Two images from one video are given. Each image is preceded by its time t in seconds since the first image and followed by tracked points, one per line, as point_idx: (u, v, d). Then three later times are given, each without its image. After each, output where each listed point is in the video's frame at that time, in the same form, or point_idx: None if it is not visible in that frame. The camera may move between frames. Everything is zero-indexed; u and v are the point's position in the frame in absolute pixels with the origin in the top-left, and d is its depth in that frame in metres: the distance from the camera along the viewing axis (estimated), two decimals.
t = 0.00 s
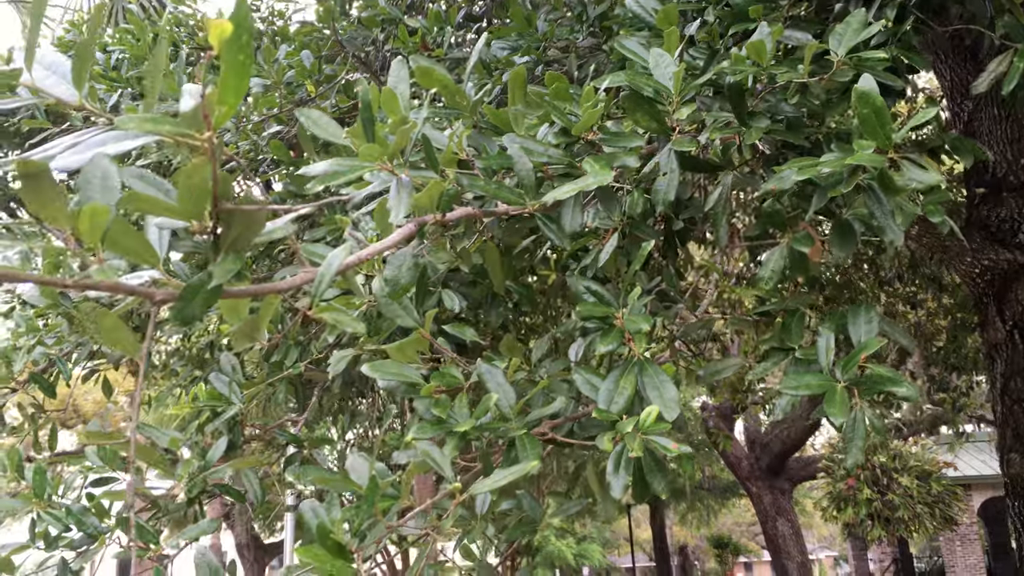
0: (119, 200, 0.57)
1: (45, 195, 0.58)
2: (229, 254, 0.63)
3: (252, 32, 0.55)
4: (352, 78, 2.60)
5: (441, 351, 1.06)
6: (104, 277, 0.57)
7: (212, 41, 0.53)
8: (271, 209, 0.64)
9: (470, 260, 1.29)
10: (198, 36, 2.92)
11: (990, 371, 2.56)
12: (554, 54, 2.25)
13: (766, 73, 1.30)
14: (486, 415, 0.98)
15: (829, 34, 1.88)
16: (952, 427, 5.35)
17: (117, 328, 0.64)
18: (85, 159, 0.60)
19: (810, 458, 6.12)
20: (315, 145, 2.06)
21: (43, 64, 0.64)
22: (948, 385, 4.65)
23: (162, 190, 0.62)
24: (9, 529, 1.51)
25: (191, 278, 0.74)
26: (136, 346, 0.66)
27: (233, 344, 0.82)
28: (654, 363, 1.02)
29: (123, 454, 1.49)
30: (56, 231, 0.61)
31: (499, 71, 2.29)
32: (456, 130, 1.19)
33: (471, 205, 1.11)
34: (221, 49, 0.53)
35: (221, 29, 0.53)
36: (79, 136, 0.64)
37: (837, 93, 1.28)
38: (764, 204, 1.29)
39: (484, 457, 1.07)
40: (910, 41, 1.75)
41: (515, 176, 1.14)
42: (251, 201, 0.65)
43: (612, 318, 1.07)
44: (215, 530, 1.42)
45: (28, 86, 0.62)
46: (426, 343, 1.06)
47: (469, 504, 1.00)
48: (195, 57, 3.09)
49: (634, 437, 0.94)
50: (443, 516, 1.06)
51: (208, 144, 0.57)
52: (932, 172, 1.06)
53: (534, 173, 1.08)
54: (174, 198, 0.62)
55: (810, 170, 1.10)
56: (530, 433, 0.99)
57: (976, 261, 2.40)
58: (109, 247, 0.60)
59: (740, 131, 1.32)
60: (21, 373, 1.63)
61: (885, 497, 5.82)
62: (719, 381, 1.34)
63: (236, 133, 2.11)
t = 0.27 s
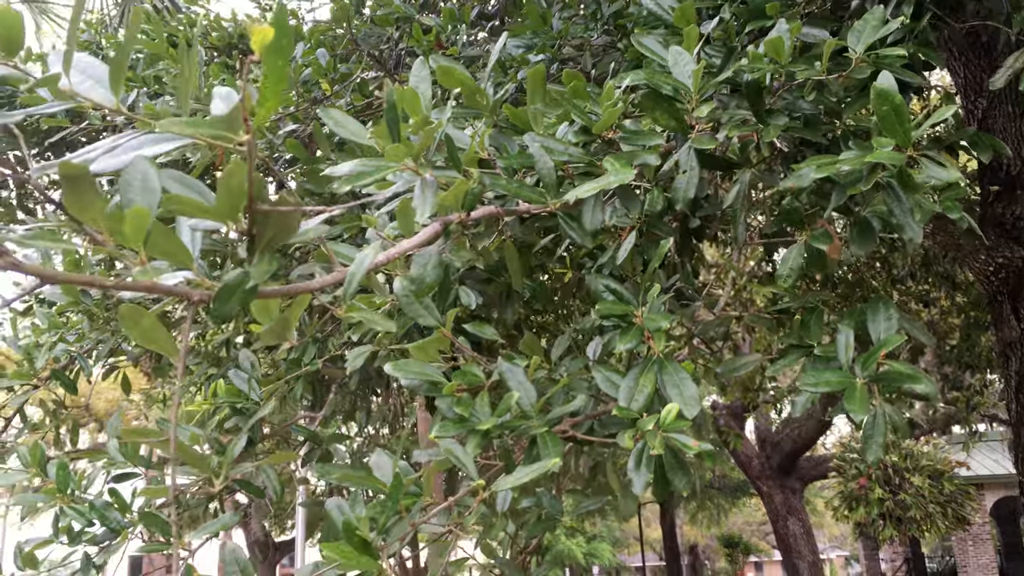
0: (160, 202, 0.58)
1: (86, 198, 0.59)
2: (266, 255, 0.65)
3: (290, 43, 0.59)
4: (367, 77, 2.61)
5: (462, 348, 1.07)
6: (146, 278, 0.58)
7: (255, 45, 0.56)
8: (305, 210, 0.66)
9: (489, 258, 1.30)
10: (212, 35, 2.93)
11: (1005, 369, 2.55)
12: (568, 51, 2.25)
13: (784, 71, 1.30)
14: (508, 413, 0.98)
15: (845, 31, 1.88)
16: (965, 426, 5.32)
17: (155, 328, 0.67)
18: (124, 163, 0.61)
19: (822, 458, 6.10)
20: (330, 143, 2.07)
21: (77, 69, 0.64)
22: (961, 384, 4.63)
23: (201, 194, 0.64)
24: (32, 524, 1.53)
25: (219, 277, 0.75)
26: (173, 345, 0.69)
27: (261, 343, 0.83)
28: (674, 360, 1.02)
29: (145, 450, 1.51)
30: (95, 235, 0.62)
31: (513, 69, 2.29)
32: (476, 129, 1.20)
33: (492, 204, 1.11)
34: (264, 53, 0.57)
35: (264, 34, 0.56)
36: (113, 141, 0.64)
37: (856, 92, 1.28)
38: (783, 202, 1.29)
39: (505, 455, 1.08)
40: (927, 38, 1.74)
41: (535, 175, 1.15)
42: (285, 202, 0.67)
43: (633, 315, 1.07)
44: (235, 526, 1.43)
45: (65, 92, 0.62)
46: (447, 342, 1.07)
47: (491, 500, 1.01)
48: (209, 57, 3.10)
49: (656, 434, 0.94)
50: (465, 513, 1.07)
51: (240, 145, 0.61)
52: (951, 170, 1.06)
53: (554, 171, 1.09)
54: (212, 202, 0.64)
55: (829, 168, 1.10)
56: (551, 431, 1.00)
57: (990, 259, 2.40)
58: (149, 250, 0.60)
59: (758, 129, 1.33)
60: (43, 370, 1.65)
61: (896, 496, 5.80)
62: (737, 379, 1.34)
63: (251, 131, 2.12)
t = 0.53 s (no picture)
0: (212, 212, 0.59)
1: (139, 209, 0.61)
2: (311, 264, 0.66)
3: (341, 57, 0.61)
4: (389, 85, 2.62)
5: (493, 354, 1.08)
6: (199, 287, 0.61)
7: (311, 66, 0.57)
8: (350, 219, 0.67)
9: (516, 265, 1.31)
10: (235, 43, 2.96)
11: None
12: (591, 58, 2.26)
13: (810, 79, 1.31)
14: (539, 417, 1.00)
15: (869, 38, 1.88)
16: (986, 432, 5.28)
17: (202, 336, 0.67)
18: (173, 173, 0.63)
19: (841, 464, 6.07)
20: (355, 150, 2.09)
21: (128, 85, 0.67)
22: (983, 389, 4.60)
23: (247, 203, 0.64)
24: (65, 526, 1.55)
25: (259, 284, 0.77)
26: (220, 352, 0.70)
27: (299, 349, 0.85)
28: (703, 366, 1.03)
29: (176, 453, 1.54)
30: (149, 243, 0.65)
31: (535, 76, 2.31)
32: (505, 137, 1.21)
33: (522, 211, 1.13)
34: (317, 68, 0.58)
35: (320, 54, 0.57)
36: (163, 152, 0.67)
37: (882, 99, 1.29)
38: (809, 209, 1.30)
39: (535, 460, 1.09)
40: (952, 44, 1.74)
41: (564, 182, 1.17)
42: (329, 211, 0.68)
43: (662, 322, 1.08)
44: (265, 529, 1.45)
45: (118, 107, 0.64)
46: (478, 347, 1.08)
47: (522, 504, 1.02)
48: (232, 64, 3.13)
49: (686, 439, 0.95)
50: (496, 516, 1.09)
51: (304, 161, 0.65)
52: (981, 177, 1.07)
53: (584, 179, 1.10)
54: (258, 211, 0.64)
55: (858, 176, 1.11)
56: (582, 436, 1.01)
57: (1013, 264, 2.39)
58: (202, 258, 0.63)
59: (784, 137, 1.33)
60: (75, 375, 1.67)
61: (916, 503, 5.76)
62: (763, 385, 1.35)
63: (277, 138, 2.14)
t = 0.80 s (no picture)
0: (251, 214, 0.61)
1: (177, 210, 0.62)
2: (345, 265, 0.66)
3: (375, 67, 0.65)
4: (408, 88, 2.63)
5: (519, 356, 1.09)
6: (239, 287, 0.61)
7: (351, 65, 0.60)
8: (384, 221, 0.68)
9: (540, 266, 1.32)
10: (253, 49, 2.98)
11: None
12: (610, 61, 2.26)
13: (834, 79, 1.31)
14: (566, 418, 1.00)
15: (891, 38, 1.87)
16: (1009, 434, 5.23)
17: (238, 336, 0.68)
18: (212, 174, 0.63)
19: (861, 466, 6.03)
20: (375, 154, 2.10)
21: (165, 89, 0.67)
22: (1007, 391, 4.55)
23: (283, 205, 0.65)
24: (94, 528, 1.57)
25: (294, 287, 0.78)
26: (257, 353, 0.70)
27: (329, 351, 0.86)
28: (730, 367, 1.03)
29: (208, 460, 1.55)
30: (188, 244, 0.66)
31: (555, 79, 2.31)
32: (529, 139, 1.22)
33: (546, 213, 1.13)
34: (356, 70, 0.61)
35: (360, 56, 0.61)
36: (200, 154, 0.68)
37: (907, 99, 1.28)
38: (833, 209, 1.30)
39: (562, 461, 1.10)
40: (975, 43, 1.73)
41: (588, 184, 1.17)
42: (363, 212, 0.69)
43: (688, 323, 1.08)
44: (291, 531, 1.46)
45: (156, 111, 0.65)
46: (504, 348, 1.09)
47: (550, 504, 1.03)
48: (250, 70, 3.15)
49: (714, 440, 0.95)
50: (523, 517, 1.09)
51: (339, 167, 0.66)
52: (1009, 176, 1.06)
53: (608, 181, 1.11)
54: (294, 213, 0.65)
55: (884, 176, 1.10)
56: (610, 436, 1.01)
57: None
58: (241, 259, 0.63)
59: (808, 138, 1.33)
60: (102, 378, 1.69)
61: (937, 506, 5.72)
62: (787, 386, 1.35)
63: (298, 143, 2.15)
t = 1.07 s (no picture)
0: (300, 221, 0.62)
1: (226, 216, 0.63)
2: (389, 270, 0.68)
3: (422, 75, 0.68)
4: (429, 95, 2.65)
5: (551, 360, 1.10)
6: (289, 292, 0.62)
7: (403, 74, 0.63)
8: (426, 226, 0.69)
9: (568, 271, 1.32)
10: (275, 57, 3.00)
11: None
12: (631, 67, 2.27)
13: (861, 84, 1.31)
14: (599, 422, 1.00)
15: (915, 41, 1.87)
16: None
17: (283, 339, 0.69)
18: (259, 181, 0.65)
19: (882, 471, 5.99)
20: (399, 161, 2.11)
21: (212, 99, 0.69)
22: None
23: (329, 211, 0.66)
24: (127, 532, 1.59)
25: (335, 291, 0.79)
26: (298, 355, 0.72)
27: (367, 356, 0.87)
28: (762, 371, 1.03)
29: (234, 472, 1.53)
30: (233, 250, 0.67)
31: (577, 85, 2.32)
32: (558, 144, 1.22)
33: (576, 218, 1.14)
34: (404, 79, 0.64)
35: (411, 64, 0.63)
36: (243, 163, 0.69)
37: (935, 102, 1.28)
38: (862, 213, 1.30)
39: (594, 464, 1.10)
40: (1001, 46, 1.73)
41: (617, 189, 1.18)
42: (406, 218, 0.70)
43: (719, 327, 1.08)
44: (321, 535, 1.47)
45: (204, 120, 0.66)
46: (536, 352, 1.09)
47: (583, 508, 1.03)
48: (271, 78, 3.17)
49: (748, 443, 0.95)
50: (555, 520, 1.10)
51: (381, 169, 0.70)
52: None
53: (639, 186, 1.11)
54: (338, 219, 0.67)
55: (914, 180, 1.10)
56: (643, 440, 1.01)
57: None
58: (289, 264, 0.64)
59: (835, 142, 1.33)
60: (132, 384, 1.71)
61: (960, 511, 5.67)
62: (816, 390, 1.35)
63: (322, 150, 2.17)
